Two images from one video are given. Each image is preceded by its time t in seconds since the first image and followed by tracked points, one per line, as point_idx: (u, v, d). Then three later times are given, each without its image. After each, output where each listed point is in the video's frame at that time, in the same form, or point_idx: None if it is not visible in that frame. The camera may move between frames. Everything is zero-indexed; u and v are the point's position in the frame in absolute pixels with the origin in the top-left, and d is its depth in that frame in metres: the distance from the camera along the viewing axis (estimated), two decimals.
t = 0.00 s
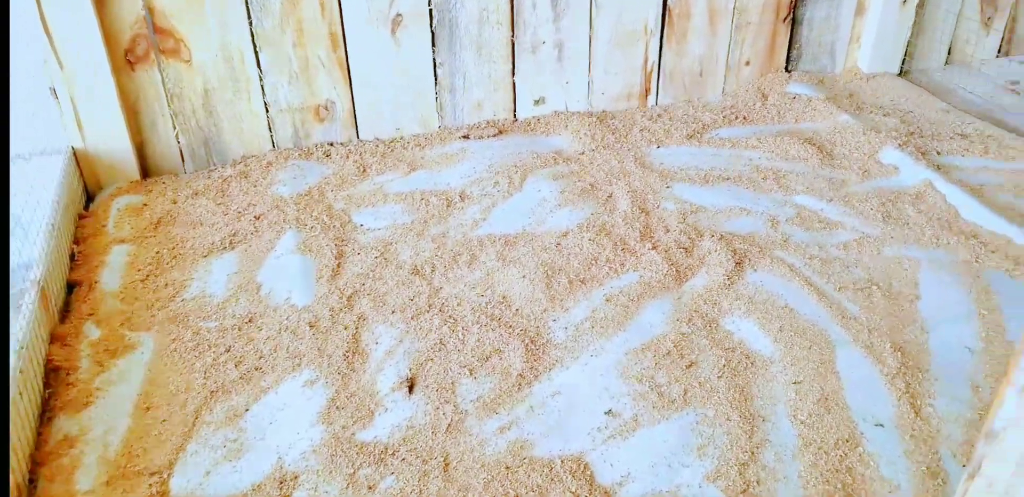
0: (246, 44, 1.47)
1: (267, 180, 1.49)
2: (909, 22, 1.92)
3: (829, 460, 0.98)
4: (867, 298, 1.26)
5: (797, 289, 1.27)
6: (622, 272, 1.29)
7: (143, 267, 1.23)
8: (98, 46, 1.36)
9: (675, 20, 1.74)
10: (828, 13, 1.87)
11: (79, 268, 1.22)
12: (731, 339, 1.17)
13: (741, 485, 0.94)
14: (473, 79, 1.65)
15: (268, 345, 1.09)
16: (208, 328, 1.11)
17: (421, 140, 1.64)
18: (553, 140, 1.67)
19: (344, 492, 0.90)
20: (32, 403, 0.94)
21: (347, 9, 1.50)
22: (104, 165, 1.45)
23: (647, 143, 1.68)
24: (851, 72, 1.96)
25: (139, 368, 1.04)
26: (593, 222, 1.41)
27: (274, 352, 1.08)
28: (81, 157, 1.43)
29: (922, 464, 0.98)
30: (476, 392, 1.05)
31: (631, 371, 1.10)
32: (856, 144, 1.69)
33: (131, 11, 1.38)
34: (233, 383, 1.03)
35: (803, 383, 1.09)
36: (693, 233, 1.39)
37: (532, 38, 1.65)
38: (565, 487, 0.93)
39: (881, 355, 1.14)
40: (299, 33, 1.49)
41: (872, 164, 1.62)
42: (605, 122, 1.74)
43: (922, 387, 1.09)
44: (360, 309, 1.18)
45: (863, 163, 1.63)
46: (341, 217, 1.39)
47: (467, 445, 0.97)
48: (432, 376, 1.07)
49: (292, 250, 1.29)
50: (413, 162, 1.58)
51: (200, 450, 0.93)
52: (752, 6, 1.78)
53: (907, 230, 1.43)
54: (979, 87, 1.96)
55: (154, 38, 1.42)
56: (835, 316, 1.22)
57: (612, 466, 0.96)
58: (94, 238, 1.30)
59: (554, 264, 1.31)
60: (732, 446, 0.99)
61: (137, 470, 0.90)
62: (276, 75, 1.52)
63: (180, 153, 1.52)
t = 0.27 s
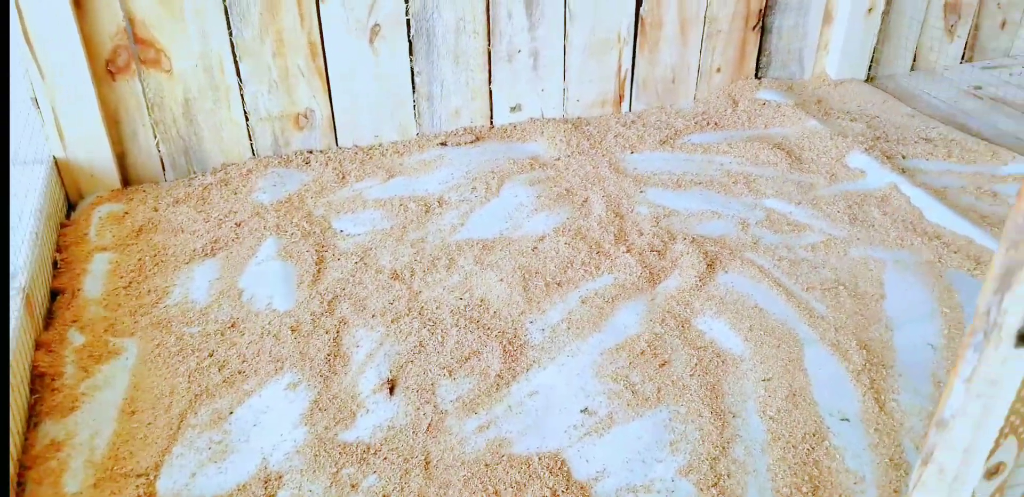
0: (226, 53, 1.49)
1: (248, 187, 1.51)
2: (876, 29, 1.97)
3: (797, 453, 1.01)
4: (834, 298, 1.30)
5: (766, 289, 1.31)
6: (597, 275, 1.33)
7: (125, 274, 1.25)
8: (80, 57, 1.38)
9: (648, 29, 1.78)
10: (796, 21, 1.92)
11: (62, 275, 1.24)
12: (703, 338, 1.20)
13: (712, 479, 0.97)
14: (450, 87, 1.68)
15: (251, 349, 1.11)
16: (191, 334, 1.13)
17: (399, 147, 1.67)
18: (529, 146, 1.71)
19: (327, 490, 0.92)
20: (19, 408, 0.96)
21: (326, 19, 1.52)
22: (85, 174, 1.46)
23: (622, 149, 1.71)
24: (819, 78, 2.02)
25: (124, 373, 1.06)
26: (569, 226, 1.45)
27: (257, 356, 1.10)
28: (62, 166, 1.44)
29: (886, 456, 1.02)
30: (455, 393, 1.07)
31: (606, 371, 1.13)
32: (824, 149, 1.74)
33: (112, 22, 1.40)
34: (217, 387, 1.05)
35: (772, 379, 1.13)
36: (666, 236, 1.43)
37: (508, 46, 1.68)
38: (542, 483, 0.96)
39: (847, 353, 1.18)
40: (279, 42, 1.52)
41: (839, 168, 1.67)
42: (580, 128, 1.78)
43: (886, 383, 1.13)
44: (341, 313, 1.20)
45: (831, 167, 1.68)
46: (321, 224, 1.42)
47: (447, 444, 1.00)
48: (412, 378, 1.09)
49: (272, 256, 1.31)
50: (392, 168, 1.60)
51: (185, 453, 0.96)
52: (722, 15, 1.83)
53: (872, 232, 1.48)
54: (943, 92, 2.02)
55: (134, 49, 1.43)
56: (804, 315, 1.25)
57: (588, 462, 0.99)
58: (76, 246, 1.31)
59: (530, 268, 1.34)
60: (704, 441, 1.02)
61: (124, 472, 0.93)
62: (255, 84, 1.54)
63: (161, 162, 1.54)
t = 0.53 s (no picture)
0: (225, 70, 1.54)
1: (246, 200, 1.56)
2: (856, 40, 2.03)
3: (775, 450, 1.06)
4: (813, 302, 1.35)
5: (747, 295, 1.36)
6: (585, 281, 1.38)
7: (131, 285, 1.30)
8: (85, 75, 1.43)
9: (633, 42, 1.84)
10: (778, 33, 1.99)
11: (70, 286, 1.29)
12: (687, 341, 1.26)
13: (694, 475, 1.02)
14: (442, 100, 1.74)
15: (253, 355, 1.17)
16: (196, 341, 1.19)
17: (392, 159, 1.72)
18: (519, 157, 1.76)
19: (328, 488, 0.97)
20: (35, 412, 1.02)
21: (321, 36, 1.58)
22: (90, 188, 1.51)
23: (609, 159, 1.77)
24: (801, 88, 2.08)
25: (132, 379, 1.12)
26: (557, 235, 1.50)
27: (258, 361, 1.15)
28: (68, 181, 1.49)
29: (860, 452, 1.07)
30: (449, 395, 1.13)
31: (593, 373, 1.18)
32: (805, 158, 1.79)
33: (116, 41, 1.45)
34: (221, 391, 1.10)
35: (752, 381, 1.18)
36: (651, 244, 1.49)
37: (498, 61, 1.74)
38: (533, 479, 1.01)
39: (824, 355, 1.23)
40: (276, 59, 1.57)
41: (820, 176, 1.73)
42: (568, 139, 1.84)
43: (862, 383, 1.18)
44: (339, 320, 1.25)
45: (812, 175, 1.73)
46: (318, 234, 1.47)
47: (442, 443, 1.05)
48: (408, 381, 1.14)
49: (272, 266, 1.36)
50: (386, 180, 1.65)
51: (193, 454, 1.01)
52: (705, 28, 1.89)
53: (850, 238, 1.53)
54: (921, 101, 2.09)
55: (137, 67, 1.48)
56: (783, 319, 1.31)
57: (576, 460, 1.04)
58: (83, 258, 1.36)
59: (520, 275, 1.39)
60: (686, 439, 1.07)
61: (135, 472, 0.98)
62: (253, 99, 1.59)
63: (163, 176, 1.59)
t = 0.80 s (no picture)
0: (226, 79, 1.59)
1: (248, 204, 1.61)
2: (840, 42, 2.08)
3: (758, 437, 1.11)
4: (796, 297, 1.40)
5: (733, 291, 1.41)
6: (576, 279, 1.43)
7: (139, 287, 1.36)
8: (91, 85, 1.48)
9: (621, 48, 1.89)
10: (763, 37, 2.04)
11: (81, 288, 1.35)
12: (674, 336, 1.31)
13: (680, 461, 1.07)
14: (436, 106, 1.79)
15: (258, 352, 1.23)
16: (203, 339, 1.25)
17: (389, 164, 1.77)
18: (512, 161, 1.81)
19: (333, 476, 1.03)
20: (51, 407, 1.09)
21: (318, 45, 1.63)
22: (97, 195, 1.56)
23: (599, 162, 1.82)
24: (787, 90, 2.14)
25: (143, 376, 1.18)
26: (549, 235, 1.55)
27: (264, 358, 1.22)
28: (75, 188, 1.54)
29: (840, 438, 1.12)
30: (446, 388, 1.18)
31: (584, 367, 1.23)
32: (790, 158, 1.85)
33: (121, 52, 1.50)
34: (229, 386, 1.17)
35: (737, 372, 1.23)
36: (640, 243, 1.54)
37: (490, 67, 1.79)
38: (527, 466, 1.06)
39: (806, 347, 1.28)
40: (274, 68, 1.62)
41: (805, 176, 1.79)
42: (559, 142, 1.89)
43: (843, 374, 1.23)
44: (340, 319, 1.31)
45: (797, 176, 1.79)
46: (318, 237, 1.51)
47: (440, 433, 1.11)
48: (407, 376, 1.20)
49: (274, 268, 1.41)
50: (382, 184, 1.70)
51: (203, 445, 1.07)
52: (692, 33, 1.94)
53: (834, 236, 1.58)
54: (904, 102, 2.14)
55: (141, 77, 1.53)
56: (767, 313, 1.36)
57: (568, 448, 1.10)
58: (92, 261, 1.42)
59: (514, 274, 1.44)
60: (673, 428, 1.12)
61: (149, 462, 1.05)
62: (253, 107, 1.64)
63: (166, 182, 1.64)
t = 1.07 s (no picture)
0: (227, 66, 1.62)
1: (251, 189, 1.64)
2: (834, 27, 2.11)
3: (749, 408, 1.15)
4: (788, 275, 1.43)
5: (727, 269, 1.45)
6: (573, 260, 1.46)
7: (146, 269, 1.40)
8: (95, 73, 1.50)
9: (618, 33, 1.92)
10: (758, 22, 2.07)
11: (89, 271, 1.38)
12: (669, 312, 1.34)
13: (673, 430, 1.11)
14: (434, 92, 1.82)
15: (264, 330, 1.27)
16: (210, 318, 1.29)
17: (389, 150, 1.80)
18: (509, 146, 1.84)
19: (338, 446, 1.08)
20: (64, 383, 1.13)
21: (317, 32, 1.66)
22: (102, 181, 1.59)
23: (595, 146, 1.85)
24: (782, 75, 2.17)
25: (152, 353, 1.22)
26: (547, 218, 1.59)
27: (269, 335, 1.26)
28: (81, 174, 1.57)
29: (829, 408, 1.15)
30: (447, 364, 1.22)
31: (581, 342, 1.27)
32: (784, 141, 1.88)
33: (123, 40, 1.53)
34: (236, 363, 1.21)
35: (729, 346, 1.26)
36: (636, 225, 1.57)
37: (487, 53, 1.82)
38: (524, 436, 1.10)
39: (797, 321, 1.32)
40: (275, 55, 1.65)
41: (798, 159, 1.82)
42: (557, 128, 1.92)
43: (831, 347, 1.27)
44: (343, 298, 1.34)
45: (790, 158, 1.82)
46: (320, 221, 1.55)
47: (441, 406, 1.14)
48: (408, 352, 1.24)
49: (277, 251, 1.45)
50: (383, 170, 1.73)
51: (212, 418, 1.12)
52: (687, 18, 1.97)
53: (826, 216, 1.61)
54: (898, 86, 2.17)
55: (143, 64, 1.56)
56: (760, 291, 1.39)
57: (565, 419, 1.13)
58: (99, 245, 1.45)
59: (512, 256, 1.47)
60: (667, 400, 1.16)
61: (160, 434, 1.09)
62: (255, 94, 1.67)
63: (170, 168, 1.67)
